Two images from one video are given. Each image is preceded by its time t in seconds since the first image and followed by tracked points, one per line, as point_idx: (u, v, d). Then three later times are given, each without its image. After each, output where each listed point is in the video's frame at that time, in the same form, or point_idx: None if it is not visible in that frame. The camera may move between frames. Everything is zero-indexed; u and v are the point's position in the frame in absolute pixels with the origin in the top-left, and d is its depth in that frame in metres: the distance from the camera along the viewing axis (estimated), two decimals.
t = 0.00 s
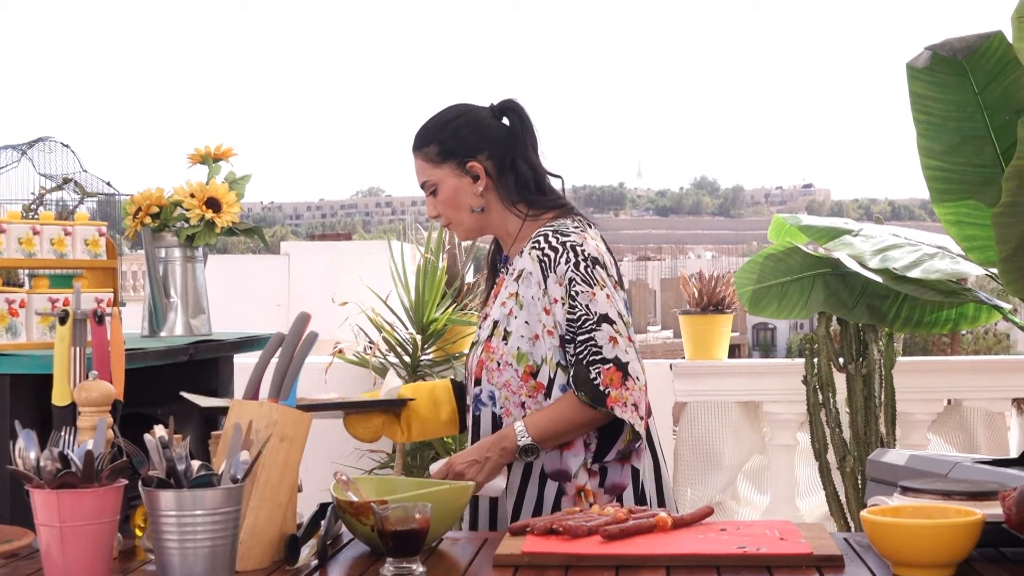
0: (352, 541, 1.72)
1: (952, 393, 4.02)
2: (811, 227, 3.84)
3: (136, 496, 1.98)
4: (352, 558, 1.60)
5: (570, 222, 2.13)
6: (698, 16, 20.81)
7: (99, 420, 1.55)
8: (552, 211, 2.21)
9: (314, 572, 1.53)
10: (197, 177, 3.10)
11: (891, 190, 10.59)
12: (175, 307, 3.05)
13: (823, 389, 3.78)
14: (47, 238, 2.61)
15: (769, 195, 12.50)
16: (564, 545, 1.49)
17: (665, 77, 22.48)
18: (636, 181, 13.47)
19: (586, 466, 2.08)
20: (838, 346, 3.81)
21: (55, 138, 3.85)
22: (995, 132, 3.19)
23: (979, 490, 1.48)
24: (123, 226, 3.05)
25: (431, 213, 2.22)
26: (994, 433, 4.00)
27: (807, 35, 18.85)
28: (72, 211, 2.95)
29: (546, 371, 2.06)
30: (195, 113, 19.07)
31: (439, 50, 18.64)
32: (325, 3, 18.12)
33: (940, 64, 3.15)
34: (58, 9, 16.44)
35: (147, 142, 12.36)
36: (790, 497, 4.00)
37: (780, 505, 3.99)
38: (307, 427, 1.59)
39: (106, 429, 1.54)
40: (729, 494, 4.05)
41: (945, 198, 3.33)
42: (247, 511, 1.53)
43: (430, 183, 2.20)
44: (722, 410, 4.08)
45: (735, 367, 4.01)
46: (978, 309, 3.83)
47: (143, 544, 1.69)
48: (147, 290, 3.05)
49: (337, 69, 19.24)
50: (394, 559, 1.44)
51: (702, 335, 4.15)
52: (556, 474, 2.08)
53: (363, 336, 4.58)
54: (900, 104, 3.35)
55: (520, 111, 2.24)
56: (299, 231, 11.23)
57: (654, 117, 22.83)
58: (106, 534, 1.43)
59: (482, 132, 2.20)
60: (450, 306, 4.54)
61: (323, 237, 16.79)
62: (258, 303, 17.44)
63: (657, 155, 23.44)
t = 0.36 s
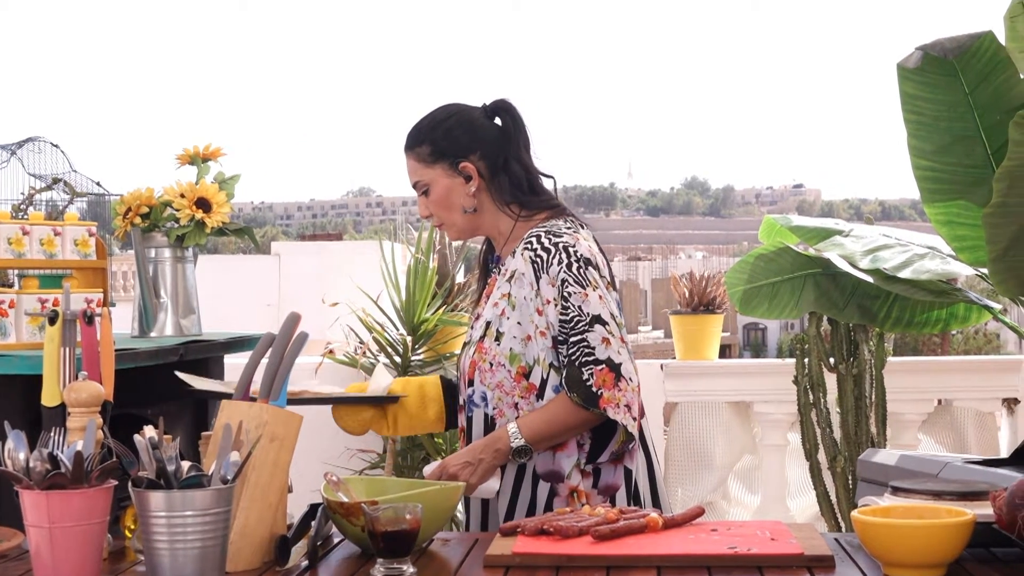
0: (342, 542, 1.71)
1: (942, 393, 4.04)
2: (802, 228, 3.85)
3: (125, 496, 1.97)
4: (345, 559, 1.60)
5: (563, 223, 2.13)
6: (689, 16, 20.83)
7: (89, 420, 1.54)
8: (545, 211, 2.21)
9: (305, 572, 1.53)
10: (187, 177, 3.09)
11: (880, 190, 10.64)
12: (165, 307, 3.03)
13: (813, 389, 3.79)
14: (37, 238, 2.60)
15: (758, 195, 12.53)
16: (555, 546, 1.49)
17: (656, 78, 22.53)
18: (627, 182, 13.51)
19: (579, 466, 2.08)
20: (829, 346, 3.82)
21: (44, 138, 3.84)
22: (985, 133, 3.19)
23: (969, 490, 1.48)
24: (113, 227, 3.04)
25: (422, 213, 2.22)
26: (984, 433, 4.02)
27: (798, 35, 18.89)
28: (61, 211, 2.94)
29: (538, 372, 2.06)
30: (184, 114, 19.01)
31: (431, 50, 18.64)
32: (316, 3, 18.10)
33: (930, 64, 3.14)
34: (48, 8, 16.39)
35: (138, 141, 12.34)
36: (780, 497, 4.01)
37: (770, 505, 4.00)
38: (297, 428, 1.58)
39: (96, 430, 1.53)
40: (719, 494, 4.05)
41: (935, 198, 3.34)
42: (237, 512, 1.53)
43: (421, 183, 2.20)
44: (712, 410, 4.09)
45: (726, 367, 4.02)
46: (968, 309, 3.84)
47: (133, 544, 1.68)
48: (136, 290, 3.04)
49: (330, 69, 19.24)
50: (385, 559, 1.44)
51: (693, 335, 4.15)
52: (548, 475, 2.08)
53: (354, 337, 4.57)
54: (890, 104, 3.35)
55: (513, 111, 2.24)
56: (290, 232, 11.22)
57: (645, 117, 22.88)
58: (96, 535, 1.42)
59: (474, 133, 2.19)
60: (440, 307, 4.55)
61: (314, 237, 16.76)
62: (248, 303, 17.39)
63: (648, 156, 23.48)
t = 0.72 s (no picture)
0: (340, 541, 1.71)
1: (940, 394, 4.05)
2: (800, 228, 3.86)
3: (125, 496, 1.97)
4: (344, 558, 1.60)
5: (563, 221, 2.15)
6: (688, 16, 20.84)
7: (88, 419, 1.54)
8: (545, 211, 2.21)
9: (304, 571, 1.53)
10: (187, 177, 3.10)
11: (877, 190, 10.66)
12: (165, 307, 3.04)
13: (812, 389, 3.79)
14: (36, 238, 2.61)
15: (757, 195, 12.55)
16: (553, 546, 1.49)
17: (655, 78, 22.55)
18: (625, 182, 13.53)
19: (579, 463, 2.10)
20: (827, 346, 3.82)
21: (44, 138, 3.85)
22: (984, 132, 3.20)
23: (968, 490, 1.48)
24: (111, 226, 3.04)
25: (422, 210, 2.22)
26: (983, 433, 4.02)
27: (797, 35, 18.90)
28: (61, 211, 2.95)
29: (538, 370, 2.07)
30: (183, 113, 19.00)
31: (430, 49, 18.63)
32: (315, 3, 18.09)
33: (927, 62, 3.15)
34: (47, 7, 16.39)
35: (137, 140, 12.36)
36: (778, 498, 4.01)
37: (769, 505, 4.01)
38: (295, 427, 1.59)
39: (95, 429, 1.53)
40: (718, 494, 4.04)
41: (933, 197, 3.34)
42: (236, 511, 1.53)
43: (422, 181, 2.20)
44: (711, 410, 4.09)
45: (723, 367, 4.03)
46: (967, 309, 3.85)
47: (132, 543, 1.68)
48: (135, 289, 3.04)
49: (328, 69, 19.24)
50: (383, 560, 1.44)
51: (691, 336, 4.16)
52: (550, 473, 2.09)
53: (352, 337, 4.57)
54: (888, 104, 3.36)
55: (514, 111, 2.25)
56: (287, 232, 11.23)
57: (644, 118, 22.89)
58: (95, 534, 1.42)
59: (475, 132, 2.20)
60: (439, 306, 4.55)
61: (312, 237, 16.77)
62: (247, 303, 17.40)
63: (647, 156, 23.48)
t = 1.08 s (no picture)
0: (338, 542, 1.71)
1: (938, 395, 4.05)
2: (799, 228, 3.84)
3: (122, 496, 1.97)
4: (341, 559, 1.59)
5: (566, 220, 2.18)
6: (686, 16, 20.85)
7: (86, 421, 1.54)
8: (547, 210, 2.24)
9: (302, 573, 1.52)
10: (184, 177, 3.09)
11: (875, 191, 10.70)
12: (162, 307, 3.03)
13: (810, 389, 3.79)
14: (34, 238, 2.60)
15: (756, 195, 12.57)
16: (550, 547, 1.49)
17: (653, 79, 22.58)
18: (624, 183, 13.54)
19: (592, 461, 2.11)
20: (825, 347, 3.83)
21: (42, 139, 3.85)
22: (983, 130, 3.20)
23: (966, 490, 1.48)
24: (110, 227, 3.04)
25: (423, 206, 2.22)
26: (981, 433, 4.03)
27: (795, 35, 18.90)
28: (59, 212, 2.95)
29: (547, 367, 2.09)
30: (182, 113, 19.00)
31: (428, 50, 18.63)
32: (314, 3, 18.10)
33: (927, 59, 3.15)
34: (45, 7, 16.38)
35: (136, 140, 12.35)
36: (776, 498, 4.02)
37: (767, 506, 4.01)
38: (293, 428, 1.58)
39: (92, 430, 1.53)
40: (716, 495, 4.05)
41: (932, 197, 3.34)
42: (233, 513, 1.53)
43: (427, 177, 2.21)
44: (709, 410, 4.08)
45: (722, 368, 4.03)
46: (964, 310, 3.86)
47: (130, 544, 1.68)
48: (133, 290, 3.03)
49: (327, 69, 19.24)
50: (382, 560, 1.44)
51: (690, 335, 4.15)
52: (560, 470, 2.10)
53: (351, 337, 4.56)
54: (885, 104, 3.36)
55: (516, 112, 2.29)
56: (284, 232, 11.12)
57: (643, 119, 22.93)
58: (92, 535, 1.42)
59: (481, 130, 2.23)
60: (437, 307, 4.55)
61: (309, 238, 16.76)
62: (245, 304, 17.40)
63: (645, 157, 23.50)
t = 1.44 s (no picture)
0: (336, 542, 1.71)
1: (936, 395, 4.07)
2: (797, 230, 3.84)
3: (119, 497, 1.97)
4: (338, 559, 1.60)
5: (569, 221, 2.24)
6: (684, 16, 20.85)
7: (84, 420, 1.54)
8: (550, 210, 2.30)
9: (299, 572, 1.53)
10: (182, 177, 3.09)
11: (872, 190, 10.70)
12: (159, 307, 3.02)
13: (807, 389, 3.80)
14: (30, 239, 2.60)
15: (753, 195, 12.56)
16: (548, 546, 1.49)
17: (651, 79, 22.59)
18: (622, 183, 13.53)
19: (602, 465, 2.16)
20: (823, 346, 3.82)
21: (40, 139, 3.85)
22: (982, 129, 3.20)
23: (964, 490, 1.48)
24: (107, 227, 3.04)
25: (431, 206, 2.25)
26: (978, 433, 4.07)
27: (793, 35, 18.91)
28: (56, 212, 2.94)
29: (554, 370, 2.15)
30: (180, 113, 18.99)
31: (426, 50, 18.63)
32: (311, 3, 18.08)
33: (926, 54, 3.15)
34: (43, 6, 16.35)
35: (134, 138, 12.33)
36: (774, 499, 4.03)
37: (764, 506, 4.02)
38: (290, 429, 1.58)
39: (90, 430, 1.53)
40: (713, 495, 4.08)
41: (931, 194, 3.35)
42: (231, 511, 1.53)
43: (435, 177, 2.24)
44: (707, 411, 4.09)
45: (719, 368, 4.04)
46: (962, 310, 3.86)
47: (126, 545, 1.68)
48: (131, 290, 3.03)
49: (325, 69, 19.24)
50: (380, 560, 1.44)
51: (688, 335, 4.16)
52: (570, 473, 2.15)
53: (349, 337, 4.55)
54: (884, 102, 3.36)
55: (519, 113, 2.35)
56: (284, 234, 11.07)
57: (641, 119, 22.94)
58: (90, 536, 1.42)
59: (489, 131, 2.28)
60: (435, 306, 4.56)
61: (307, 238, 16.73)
62: (242, 304, 17.36)
63: (643, 157, 23.50)
